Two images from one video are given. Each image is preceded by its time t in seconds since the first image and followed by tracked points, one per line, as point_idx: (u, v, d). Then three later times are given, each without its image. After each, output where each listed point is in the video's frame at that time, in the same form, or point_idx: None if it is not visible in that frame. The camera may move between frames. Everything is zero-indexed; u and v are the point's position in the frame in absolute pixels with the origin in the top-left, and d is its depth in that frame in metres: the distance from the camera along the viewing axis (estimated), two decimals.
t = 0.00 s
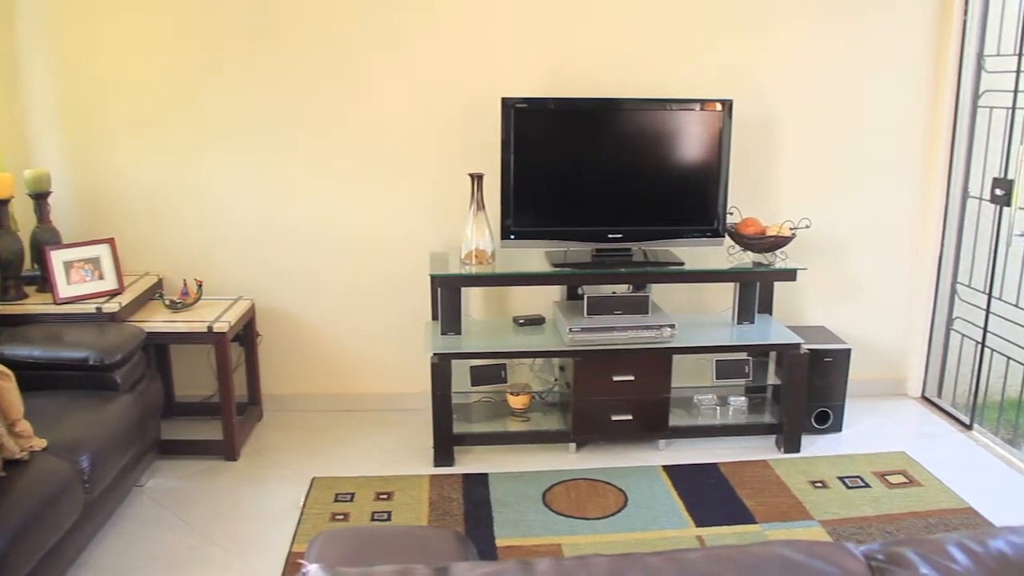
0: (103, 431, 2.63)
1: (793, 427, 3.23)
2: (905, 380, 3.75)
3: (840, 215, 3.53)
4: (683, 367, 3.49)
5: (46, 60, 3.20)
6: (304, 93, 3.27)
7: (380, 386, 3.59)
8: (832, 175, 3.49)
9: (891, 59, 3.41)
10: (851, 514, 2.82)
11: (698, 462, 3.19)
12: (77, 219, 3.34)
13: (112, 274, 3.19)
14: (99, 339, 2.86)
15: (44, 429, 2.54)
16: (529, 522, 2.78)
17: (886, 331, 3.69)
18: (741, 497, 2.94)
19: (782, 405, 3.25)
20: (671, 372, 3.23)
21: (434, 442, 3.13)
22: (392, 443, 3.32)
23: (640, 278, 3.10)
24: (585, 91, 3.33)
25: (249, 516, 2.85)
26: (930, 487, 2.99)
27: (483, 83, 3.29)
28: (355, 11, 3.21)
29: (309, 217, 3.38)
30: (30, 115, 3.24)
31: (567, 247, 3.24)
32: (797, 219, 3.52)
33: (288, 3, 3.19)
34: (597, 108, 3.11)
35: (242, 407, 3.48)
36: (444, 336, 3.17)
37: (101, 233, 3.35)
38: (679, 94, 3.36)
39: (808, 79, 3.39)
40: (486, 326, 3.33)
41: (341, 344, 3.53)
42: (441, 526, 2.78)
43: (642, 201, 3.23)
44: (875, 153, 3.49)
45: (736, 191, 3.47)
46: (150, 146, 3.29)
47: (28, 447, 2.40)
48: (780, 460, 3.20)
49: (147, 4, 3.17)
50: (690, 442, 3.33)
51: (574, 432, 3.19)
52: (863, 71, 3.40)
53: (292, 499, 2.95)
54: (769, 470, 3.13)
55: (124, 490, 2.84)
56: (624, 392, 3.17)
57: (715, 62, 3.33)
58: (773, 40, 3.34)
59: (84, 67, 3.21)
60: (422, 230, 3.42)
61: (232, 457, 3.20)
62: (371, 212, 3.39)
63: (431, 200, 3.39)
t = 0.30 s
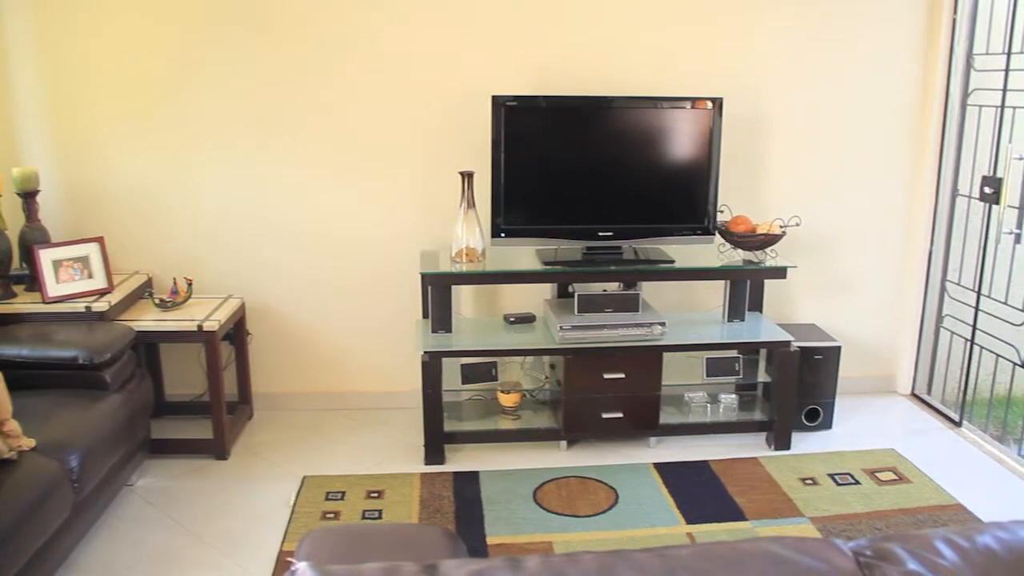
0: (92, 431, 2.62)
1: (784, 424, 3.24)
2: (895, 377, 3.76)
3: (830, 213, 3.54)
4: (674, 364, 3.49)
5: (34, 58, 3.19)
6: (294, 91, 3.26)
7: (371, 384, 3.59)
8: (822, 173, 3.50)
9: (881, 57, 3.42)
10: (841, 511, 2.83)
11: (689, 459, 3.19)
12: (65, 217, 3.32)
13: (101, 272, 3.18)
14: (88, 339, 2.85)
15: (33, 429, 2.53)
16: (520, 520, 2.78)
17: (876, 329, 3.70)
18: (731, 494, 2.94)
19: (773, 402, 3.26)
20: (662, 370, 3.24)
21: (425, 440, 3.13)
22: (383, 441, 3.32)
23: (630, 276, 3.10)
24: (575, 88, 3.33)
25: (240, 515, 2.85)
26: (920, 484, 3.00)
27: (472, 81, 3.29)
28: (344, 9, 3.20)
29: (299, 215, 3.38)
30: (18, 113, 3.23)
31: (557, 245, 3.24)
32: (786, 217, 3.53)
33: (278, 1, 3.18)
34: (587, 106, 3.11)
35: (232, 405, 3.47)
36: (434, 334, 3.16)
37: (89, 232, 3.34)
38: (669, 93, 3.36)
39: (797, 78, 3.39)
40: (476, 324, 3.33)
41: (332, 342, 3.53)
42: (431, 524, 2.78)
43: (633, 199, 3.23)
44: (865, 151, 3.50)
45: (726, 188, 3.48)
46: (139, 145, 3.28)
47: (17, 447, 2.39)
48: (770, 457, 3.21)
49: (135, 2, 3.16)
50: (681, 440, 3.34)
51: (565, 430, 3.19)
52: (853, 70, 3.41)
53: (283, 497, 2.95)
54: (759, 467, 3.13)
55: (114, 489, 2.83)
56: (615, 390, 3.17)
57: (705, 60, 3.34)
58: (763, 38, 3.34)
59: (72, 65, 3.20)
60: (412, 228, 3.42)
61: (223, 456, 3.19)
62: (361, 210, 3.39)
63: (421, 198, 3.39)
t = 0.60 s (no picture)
0: (78, 429, 2.60)
1: (771, 419, 3.25)
2: (882, 372, 3.77)
3: (816, 208, 3.55)
4: (662, 360, 3.50)
5: (17, 54, 3.16)
6: (280, 88, 3.25)
7: (359, 381, 3.59)
8: (809, 169, 3.51)
9: (867, 54, 3.42)
10: (829, 505, 2.84)
11: (677, 455, 3.20)
12: (50, 216, 3.30)
13: (86, 270, 3.16)
14: (74, 337, 2.83)
15: (18, 429, 2.51)
16: (508, 516, 2.79)
17: (863, 324, 3.72)
18: (719, 490, 2.95)
19: (760, 397, 3.27)
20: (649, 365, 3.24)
21: (413, 437, 3.13)
22: (371, 438, 3.31)
23: (618, 272, 3.10)
24: (563, 84, 3.33)
25: (227, 513, 2.84)
26: (907, 478, 3.01)
27: (459, 77, 3.29)
28: (330, 6, 3.19)
29: (285, 212, 3.37)
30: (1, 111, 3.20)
31: (545, 241, 3.24)
32: (774, 213, 3.54)
33: None
34: (576, 102, 3.11)
35: (220, 403, 3.46)
36: (422, 331, 3.16)
37: (74, 230, 3.32)
38: (656, 89, 3.36)
39: (784, 74, 3.40)
40: (464, 320, 3.33)
41: (320, 339, 3.52)
42: (420, 521, 2.78)
43: (620, 195, 3.24)
44: (852, 147, 3.51)
45: (714, 184, 3.48)
46: (124, 142, 3.26)
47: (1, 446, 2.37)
48: (758, 452, 3.22)
49: None
50: (669, 436, 3.34)
51: (553, 426, 3.19)
52: (840, 66, 3.42)
53: (271, 495, 2.94)
54: (747, 462, 3.14)
55: (101, 488, 2.82)
56: (603, 386, 3.18)
57: (692, 56, 3.34)
58: (751, 34, 3.35)
59: (56, 62, 3.18)
60: (400, 225, 3.41)
61: (210, 454, 3.19)
62: (349, 207, 3.38)
63: (408, 195, 3.38)
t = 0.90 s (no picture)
0: (66, 429, 2.59)
1: (761, 417, 3.26)
2: (871, 370, 3.79)
3: (806, 206, 3.56)
4: (652, 359, 3.50)
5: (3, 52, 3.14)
6: (268, 86, 3.24)
7: (349, 380, 3.58)
8: (799, 167, 3.52)
9: (856, 53, 3.43)
10: (818, 503, 2.85)
11: (667, 453, 3.20)
12: (37, 214, 3.28)
13: (74, 268, 3.14)
14: (61, 336, 2.81)
15: (6, 428, 2.50)
16: (498, 515, 2.79)
17: (852, 322, 3.73)
18: (709, 488, 2.95)
19: (750, 395, 3.27)
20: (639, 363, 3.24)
21: (403, 436, 3.12)
22: (361, 437, 3.31)
23: (608, 270, 3.10)
24: (551, 82, 3.33)
25: (217, 513, 2.83)
26: (896, 475, 3.02)
27: (448, 75, 3.29)
28: (318, 4, 3.18)
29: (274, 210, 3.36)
30: None
31: (535, 240, 3.24)
32: (763, 211, 3.55)
33: None
34: (565, 100, 3.11)
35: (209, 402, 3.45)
36: (412, 329, 3.16)
37: (62, 229, 3.30)
38: (646, 87, 3.37)
39: (773, 73, 3.41)
40: (454, 319, 3.32)
41: (309, 338, 3.51)
42: (410, 520, 2.78)
43: (610, 193, 3.24)
44: (841, 145, 3.52)
45: (703, 183, 3.49)
46: (112, 141, 3.24)
47: None
48: (747, 450, 3.22)
49: None
50: (659, 434, 3.35)
51: (543, 424, 3.19)
52: (829, 65, 3.43)
53: (260, 494, 2.93)
54: (737, 460, 3.15)
55: (89, 487, 2.81)
56: (592, 384, 3.18)
57: (681, 54, 3.35)
58: (740, 33, 3.35)
59: (43, 60, 3.16)
60: (389, 224, 3.41)
61: (200, 453, 3.18)
62: (338, 206, 3.37)
63: (398, 193, 3.38)
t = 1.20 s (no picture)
0: (54, 431, 2.58)
1: (750, 414, 3.27)
2: (860, 366, 3.80)
3: (793, 203, 3.57)
4: (641, 356, 3.51)
5: None
6: (256, 85, 3.23)
7: (339, 379, 3.58)
8: (787, 164, 3.52)
9: (843, 49, 3.44)
10: (808, 498, 2.86)
11: (657, 450, 3.21)
12: (23, 215, 3.26)
13: (61, 269, 3.13)
14: (49, 337, 2.80)
15: None
16: (488, 513, 2.79)
17: (841, 318, 3.74)
18: (699, 484, 2.96)
19: (739, 392, 3.28)
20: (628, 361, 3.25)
21: (393, 435, 3.12)
22: (351, 436, 3.31)
23: (597, 267, 3.10)
24: (539, 80, 3.33)
25: (206, 514, 2.82)
26: (885, 471, 3.03)
27: (436, 73, 3.28)
28: (305, 3, 3.18)
29: (261, 210, 3.35)
30: None
31: (523, 238, 3.24)
32: (751, 208, 3.55)
33: None
34: (554, 98, 3.11)
35: (198, 403, 3.44)
36: (401, 328, 3.15)
37: (48, 229, 3.28)
38: (634, 84, 3.37)
39: (761, 70, 3.41)
40: (443, 317, 3.33)
41: (298, 337, 3.51)
42: (400, 519, 2.77)
43: (598, 190, 3.24)
44: (829, 142, 3.52)
45: (691, 180, 3.49)
46: (98, 140, 3.23)
47: None
48: (737, 446, 3.23)
49: None
50: (649, 431, 3.35)
51: (532, 422, 3.19)
52: (816, 62, 3.44)
53: (250, 495, 2.93)
54: (727, 457, 3.15)
55: (78, 489, 2.80)
56: (582, 381, 3.18)
57: (669, 52, 3.35)
58: (727, 30, 3.36)
59: (28, 59, 3.14)
60: (378, 222, 3.41)
61: (189, 454, 3.17)
62: (326, 205, 3.37)
63: (386, 192, 3.37)
